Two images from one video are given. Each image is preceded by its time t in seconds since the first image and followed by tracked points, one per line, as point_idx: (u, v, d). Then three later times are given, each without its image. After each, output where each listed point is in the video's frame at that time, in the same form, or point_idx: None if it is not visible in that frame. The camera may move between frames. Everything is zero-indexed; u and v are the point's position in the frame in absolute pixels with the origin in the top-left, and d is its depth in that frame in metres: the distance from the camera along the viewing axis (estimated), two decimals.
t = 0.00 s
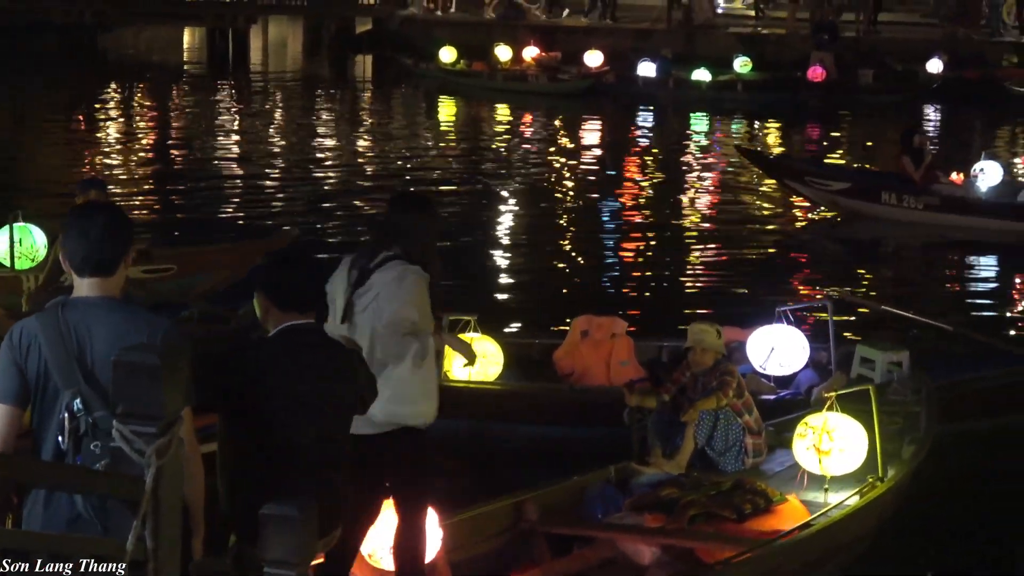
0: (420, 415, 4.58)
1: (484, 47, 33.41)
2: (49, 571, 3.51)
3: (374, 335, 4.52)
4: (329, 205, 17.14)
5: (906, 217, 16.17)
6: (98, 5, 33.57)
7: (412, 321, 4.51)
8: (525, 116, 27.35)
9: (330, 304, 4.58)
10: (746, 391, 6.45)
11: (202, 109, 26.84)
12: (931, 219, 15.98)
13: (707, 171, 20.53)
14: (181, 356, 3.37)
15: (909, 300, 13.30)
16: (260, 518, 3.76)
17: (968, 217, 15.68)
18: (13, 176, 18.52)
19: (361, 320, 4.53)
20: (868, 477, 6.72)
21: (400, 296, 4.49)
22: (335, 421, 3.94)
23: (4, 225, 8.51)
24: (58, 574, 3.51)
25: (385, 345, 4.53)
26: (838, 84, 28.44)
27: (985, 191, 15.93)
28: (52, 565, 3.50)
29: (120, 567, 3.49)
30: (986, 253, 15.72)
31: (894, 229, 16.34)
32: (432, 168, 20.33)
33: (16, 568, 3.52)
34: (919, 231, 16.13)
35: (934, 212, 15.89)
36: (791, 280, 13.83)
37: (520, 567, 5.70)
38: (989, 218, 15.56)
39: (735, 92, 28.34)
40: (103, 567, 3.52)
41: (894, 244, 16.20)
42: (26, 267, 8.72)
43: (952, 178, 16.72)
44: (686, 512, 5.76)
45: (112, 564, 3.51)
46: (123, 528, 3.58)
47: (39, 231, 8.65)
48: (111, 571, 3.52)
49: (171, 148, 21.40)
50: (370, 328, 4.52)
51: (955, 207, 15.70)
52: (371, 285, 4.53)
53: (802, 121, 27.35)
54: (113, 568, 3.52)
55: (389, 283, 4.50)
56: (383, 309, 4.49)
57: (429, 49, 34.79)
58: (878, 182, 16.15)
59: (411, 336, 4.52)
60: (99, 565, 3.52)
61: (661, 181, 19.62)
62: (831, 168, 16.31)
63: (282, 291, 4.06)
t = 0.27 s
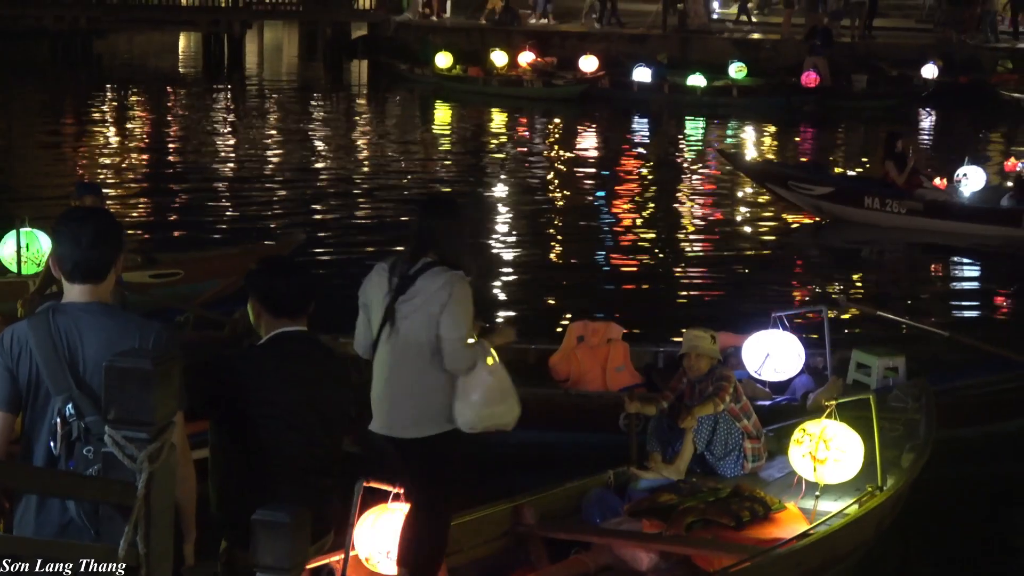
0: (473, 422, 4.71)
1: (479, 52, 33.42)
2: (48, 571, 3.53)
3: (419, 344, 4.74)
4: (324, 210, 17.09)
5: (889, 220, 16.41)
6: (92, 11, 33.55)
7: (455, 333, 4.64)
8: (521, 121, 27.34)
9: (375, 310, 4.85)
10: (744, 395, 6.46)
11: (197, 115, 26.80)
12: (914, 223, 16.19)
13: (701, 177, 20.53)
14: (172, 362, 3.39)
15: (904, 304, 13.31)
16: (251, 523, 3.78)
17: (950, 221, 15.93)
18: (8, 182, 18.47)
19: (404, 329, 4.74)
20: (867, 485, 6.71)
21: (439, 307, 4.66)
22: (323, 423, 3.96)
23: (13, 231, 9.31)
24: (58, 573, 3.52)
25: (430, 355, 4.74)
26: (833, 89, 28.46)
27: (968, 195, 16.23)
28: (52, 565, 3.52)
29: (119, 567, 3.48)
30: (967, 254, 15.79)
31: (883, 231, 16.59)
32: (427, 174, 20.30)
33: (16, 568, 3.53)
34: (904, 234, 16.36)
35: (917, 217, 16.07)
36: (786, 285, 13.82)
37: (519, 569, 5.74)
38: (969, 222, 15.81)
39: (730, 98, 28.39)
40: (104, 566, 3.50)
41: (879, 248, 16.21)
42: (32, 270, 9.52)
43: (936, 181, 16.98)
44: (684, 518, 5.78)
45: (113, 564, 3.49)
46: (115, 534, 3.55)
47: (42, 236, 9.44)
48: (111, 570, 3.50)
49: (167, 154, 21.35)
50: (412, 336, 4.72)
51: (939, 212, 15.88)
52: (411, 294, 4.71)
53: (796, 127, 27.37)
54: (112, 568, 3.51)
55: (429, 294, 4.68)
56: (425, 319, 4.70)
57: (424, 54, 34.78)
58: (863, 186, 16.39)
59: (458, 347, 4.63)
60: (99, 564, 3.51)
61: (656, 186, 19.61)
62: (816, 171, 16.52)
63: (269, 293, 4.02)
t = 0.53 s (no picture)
0: (533, 412, 4.92)
1: (481, 56, 33.46)
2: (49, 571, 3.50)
3: (459, 348, 4.98)
4: (324, 213, 17.08)
5: (877, 224, 16.32)
6: (94, 14, 33.58)
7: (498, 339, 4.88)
8: (521, 125, 27.34)
9: (414, 315, 5.07)
10: (750, 397, 6.52)
11: (198, 117, 26.79)
12: (902, 226, 16.15)
13: (702, 181, 20.53)
14: (171, 363, 3.38)
15: (904, 308, 13.30)
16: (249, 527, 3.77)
17: (940, 225, 15.98)
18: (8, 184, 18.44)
19: (447, 335, 4.97)
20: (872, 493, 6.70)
21: (481, 314, 4.90)
22: (321, 430, 3.93)
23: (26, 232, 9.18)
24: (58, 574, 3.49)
25: (470, 358, 4.99)
26: (833, 93, 28.47)
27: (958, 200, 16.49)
28: (53, 564, 3.49)
29: (119, 566, 3.45)
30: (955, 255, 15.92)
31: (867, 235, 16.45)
32: (428, 176, 20.31)
33: (15, 567, 3.48)
34: (891, 237, 16.28)
35: (906, 220, 16.04)
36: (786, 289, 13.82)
37: (521, 569, 5.82)
38: (959, 226, 15.92)
39: (730, 102, 28.42)
40: (104, 566, 3.48)
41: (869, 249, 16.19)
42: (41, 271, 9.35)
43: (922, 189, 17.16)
44: (687, 522, 5.77)
45: (113, 564, 3.46)
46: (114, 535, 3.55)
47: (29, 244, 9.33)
48: (112, 570, 3.47)
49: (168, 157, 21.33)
50: (455, 342, 4.97)
51: (929, 215, 15.88)
52: (450, 303, 4.93)
53: (796, 131, 27.38)
54: (112, 568, 3.48)
55: (470, 302, 4.91)
56: (468, 326, 4.94)
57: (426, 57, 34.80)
58: (853, 190, 16.38)
59: (503, 355, 4.85)
60: (99, 564, 3.48)
61: (657, 190, 19.61)
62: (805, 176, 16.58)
63: (272, 297, 4.04)
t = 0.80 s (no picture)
0: (548, 412, 4.95)
1: (480, 59, 33.42)
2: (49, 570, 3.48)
3: (484, 350, 4.96)
4: (322, 216, 17.06)
5: (864, 226, 16.38)
6: (92, 15, 33.51)
7: (526, 341, 4.88)
8: (520, 127, 27.33)
9: (442, 316, 5.06)
10: (752, 401, 6.46)
11: (197, 119, 26.76)
12: (888, 229, 16.24)
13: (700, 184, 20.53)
14: (167, 366, 3.39)
15: (900, 311, 13.29)
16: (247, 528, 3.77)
17: (927, 228, 16.00)
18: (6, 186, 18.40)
19: (474, 335, 4.96)
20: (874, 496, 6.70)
21: (509, 317, 4.91)
22: (320, 431, 3.93)
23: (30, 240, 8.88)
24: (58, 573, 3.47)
25: (495, 360, 4.96)
26: (832, 96, 28.48)
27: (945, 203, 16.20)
28: (53, 564, 3.48)
29: (119, 565, 3.44)
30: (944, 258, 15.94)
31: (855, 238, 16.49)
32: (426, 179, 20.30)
33: (15, 568, 3.45)
34: (877, 239, 16.33)
35: (892, 223, 16.15)
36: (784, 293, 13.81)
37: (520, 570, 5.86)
38: (946, 229, 15.90)
39: (727, 105, 28.42)
40: (104, 566, 3.47)
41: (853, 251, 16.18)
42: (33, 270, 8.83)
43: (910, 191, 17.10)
44: (688, 525, 5.75)
45: (113, 564, 3.45)
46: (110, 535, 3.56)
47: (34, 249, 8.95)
48: (112, 570, 3.46)
49: (166, 159, 21.30)
50: (481, 342, 4.95)
51: (916, 217, 15.95)
52: (480, 304, 4.93)
53: (794, 134, 27.39)
54: (113, 567, 3.46)
55: (499, 303, 4.91)
56: (496, 327, 4.93)
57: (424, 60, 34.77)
58: (840, 193, 16.40)
59: (530, 355, 4.84)
60: (99, 564, 3.48)
61: (655, 192, 19.62)
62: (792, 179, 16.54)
63: (268, 297, 4.04)
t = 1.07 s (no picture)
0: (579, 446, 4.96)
1: (477, 61, 33.43)
2: (49, 571, 3.46)
3: (518, 380, 4.92)
4: (319, 218, 17.07)
5: (850, 230, 16.29)
6: (89, 18, 33.56)
7: (560, 371, 4.83)
8: (516, 130, 27.36)
9: (475, 346, 5.01)
10: (753, 407, 6.42)
11: (194, 122, 26.78)
12: (874, 232, 16.12)
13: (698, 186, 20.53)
14: (164, 369, 3.41)
15: (895, 315, 13.29)
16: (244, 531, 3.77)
17: (912, 231, 15.86)
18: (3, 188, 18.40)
19: (508, 366, 4.92)
20: (873, 497, 6.71)
21: (542, 346, 4.85)
22: (318, 433, 3.93)
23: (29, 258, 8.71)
24: (59, 573, 3.46)
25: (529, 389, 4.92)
26: (828, 100, 28.51)
27: (930, 205, 16.30)
28: (52, 565, 3.46)
29: (118, 565, 3.44)
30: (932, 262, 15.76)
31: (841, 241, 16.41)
32: (423, 182, 20.32)
33: (16, 567, 3.45)
34: (863, 243, 16.23)
35: (877, 226, 16.02)
36: (780, 296, 13.81)
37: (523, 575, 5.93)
38: (932, 232, 15.73)
39: (723, 108, 28.43)
40: (104, 566, 3.45)
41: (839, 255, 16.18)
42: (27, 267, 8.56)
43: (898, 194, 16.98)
44: (688, 529, 5.78)
45: (113, 564, 3.44)
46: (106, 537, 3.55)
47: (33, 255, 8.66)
48: (112, 570, 3.45)
49: (163, 161, 21.31)
50: (514, 374, 4.91)
51: (901, 221, 15.82)
52: (513, 335, 4.88)
53: (790, 137, 27.43)
54: (112, 568, 3.46)
55: (532, 333, 4.86)
56: (529, 358, 4.88)
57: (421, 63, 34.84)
58: (825, 196, 16.33)
59: (562, 385, 4.79)
60: (99, 565, 3.46)
61: (652, 195, 19.63)
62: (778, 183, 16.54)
63: (262, 300, 4.01)
